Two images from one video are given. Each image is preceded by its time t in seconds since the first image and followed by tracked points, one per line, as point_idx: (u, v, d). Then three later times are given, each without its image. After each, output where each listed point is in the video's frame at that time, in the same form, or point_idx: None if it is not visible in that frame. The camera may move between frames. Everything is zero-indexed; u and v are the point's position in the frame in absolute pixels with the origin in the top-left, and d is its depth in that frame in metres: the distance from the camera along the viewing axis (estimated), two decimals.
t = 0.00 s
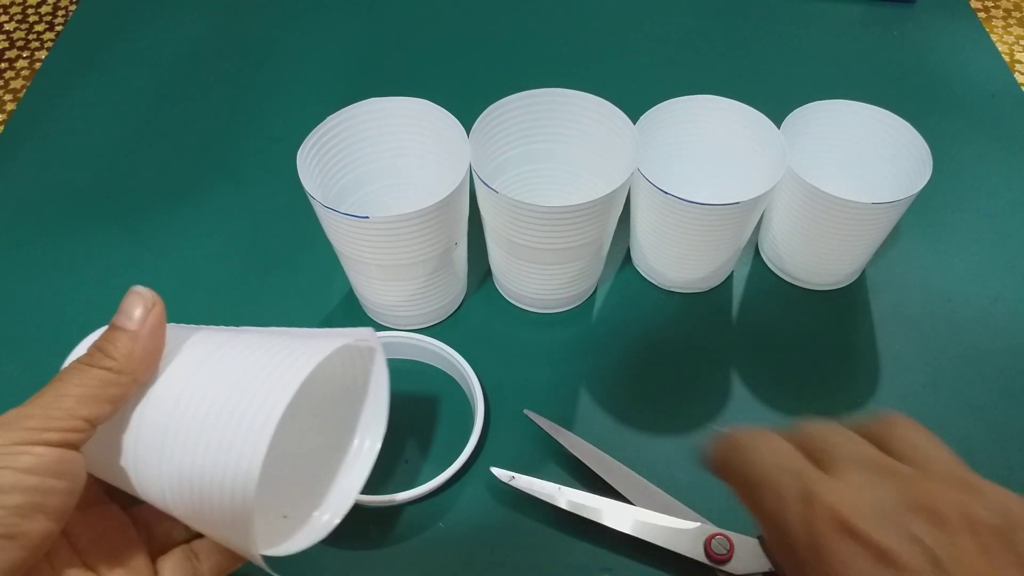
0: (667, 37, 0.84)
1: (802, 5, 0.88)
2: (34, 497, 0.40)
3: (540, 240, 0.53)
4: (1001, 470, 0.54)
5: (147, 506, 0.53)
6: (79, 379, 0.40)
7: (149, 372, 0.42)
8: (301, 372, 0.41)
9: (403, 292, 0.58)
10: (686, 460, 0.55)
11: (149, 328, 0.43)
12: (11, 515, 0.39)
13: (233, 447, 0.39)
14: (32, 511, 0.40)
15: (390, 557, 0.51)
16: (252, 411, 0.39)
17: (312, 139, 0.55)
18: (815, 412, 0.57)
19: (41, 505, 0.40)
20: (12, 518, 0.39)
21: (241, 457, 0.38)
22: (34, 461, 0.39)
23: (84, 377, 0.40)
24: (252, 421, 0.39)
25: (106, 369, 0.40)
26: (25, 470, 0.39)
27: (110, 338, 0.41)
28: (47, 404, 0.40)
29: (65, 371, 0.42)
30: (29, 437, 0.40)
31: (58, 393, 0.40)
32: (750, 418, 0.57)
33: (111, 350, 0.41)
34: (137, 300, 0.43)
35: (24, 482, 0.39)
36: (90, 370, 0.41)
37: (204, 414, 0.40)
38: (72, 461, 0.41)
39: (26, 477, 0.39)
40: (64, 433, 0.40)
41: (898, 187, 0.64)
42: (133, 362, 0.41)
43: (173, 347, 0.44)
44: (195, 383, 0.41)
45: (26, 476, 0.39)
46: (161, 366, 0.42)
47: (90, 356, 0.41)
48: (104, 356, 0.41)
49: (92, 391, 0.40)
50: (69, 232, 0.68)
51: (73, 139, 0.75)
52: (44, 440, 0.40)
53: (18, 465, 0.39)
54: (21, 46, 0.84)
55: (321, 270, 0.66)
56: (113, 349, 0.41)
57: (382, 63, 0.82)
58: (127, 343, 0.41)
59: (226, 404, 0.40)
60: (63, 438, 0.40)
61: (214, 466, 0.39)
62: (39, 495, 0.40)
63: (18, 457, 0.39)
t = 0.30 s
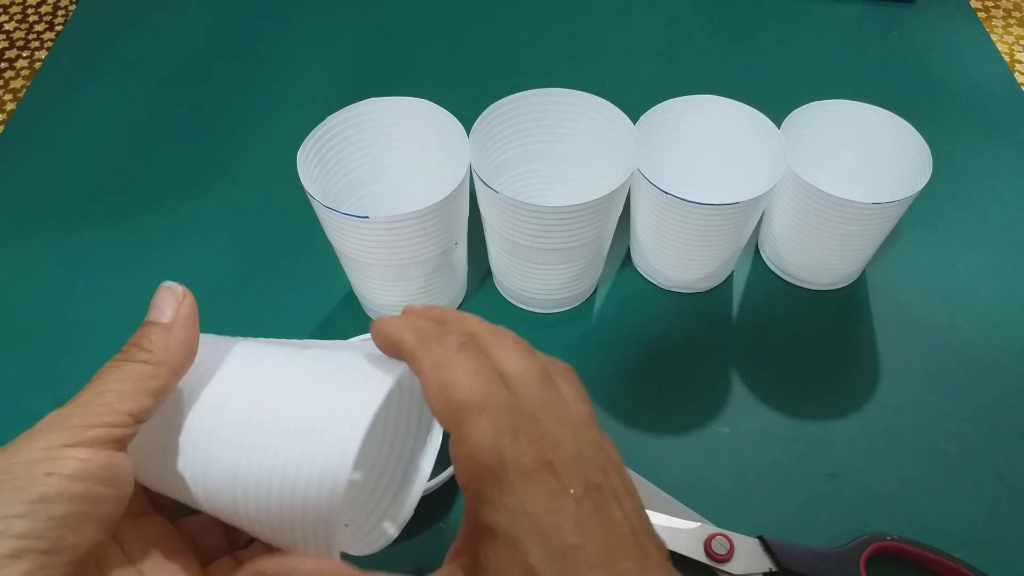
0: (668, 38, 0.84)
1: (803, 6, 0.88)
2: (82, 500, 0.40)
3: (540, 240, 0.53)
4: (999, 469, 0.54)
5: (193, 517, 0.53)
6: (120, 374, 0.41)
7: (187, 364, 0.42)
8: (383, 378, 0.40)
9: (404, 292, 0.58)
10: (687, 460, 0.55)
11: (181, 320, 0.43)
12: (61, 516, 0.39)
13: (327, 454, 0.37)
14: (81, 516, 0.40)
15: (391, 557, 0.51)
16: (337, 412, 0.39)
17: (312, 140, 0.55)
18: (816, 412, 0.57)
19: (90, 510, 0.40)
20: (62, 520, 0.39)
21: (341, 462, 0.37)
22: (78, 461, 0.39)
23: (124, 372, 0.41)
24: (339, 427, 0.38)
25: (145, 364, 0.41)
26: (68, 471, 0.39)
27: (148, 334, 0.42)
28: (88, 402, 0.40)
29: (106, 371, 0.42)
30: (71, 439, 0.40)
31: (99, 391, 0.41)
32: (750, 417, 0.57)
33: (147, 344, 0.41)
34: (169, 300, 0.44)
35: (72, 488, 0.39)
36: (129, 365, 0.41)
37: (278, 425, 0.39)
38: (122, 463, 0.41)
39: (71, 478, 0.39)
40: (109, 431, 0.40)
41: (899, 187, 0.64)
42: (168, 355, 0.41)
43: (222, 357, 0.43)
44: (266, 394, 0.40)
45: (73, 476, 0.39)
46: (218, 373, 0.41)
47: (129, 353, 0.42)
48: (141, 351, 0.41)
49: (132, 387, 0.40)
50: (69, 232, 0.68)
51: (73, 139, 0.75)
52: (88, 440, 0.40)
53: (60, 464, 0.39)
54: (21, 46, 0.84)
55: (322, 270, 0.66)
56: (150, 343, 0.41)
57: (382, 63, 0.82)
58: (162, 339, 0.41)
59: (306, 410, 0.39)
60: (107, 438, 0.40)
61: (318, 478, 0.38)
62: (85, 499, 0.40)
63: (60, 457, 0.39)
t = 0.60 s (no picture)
0: (667, 37, 0.84)
1: (803, 6, 0.88)
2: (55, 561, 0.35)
3: (540, 240, 0.53)
4: (998, 469, 0.54)
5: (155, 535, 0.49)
6: (128, 420, 0.36)
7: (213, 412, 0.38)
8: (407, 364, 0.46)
9: (404, 292, 0.58)
10: (686, 460, 0.55)
11: (224, 368, 0.38)
12: None
13: (382, 418, 0.40)
14: None
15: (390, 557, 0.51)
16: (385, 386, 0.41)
17: (312, 139, 0.55)
18: (816, 412, 0.57)
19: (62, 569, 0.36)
20: None
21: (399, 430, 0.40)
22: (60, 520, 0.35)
23: (132, 416, 0.36)
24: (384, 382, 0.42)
25: (166, 411, 0.36)
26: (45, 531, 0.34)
27: (169, 372, 0.37)
28: (82, 450, 0.35)
29: (110, 403, 0.37)
30: (62, 495, 0.34)
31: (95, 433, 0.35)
32: (750, 417, 0.57)
33: (170, 385, 0.36)
34: (216, 333, 0.38)
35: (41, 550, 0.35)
36: (140, 408, 0.36)
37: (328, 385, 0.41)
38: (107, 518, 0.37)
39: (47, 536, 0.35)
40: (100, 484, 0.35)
41: (900, 186, 0.64)
42: (196, 405, 0.37)
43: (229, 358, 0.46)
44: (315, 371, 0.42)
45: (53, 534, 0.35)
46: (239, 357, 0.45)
47: (142, 392, 0.36)
48: (161, 394, 0.36)
49: (142, 434, 0.36)
50: (69, 232, 0.68)
51: (73, 139, 0.75)
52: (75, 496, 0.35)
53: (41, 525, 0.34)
54: (21, 46, 0.85)
55: (321, 270, 0.66)
56: (173, 386, 0.36)
57: (383, 62, 0.82)
58: (191, 383, 0.37)
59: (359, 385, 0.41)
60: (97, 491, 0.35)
61: (376, 441, 0.40)
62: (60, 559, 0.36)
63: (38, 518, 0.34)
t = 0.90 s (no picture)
0: (667, 37, 0.84)
1: (803, 6, 0.88)
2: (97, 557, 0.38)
3: (540, 240, 0.53)
4: (998, 469, 0.54)
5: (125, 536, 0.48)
6: (187, 484, 0.35)
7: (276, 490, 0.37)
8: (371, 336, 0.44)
9: (404, 292, 0.58)
10: (687, 460, 0.55)
11: (300, 462, 0.35)
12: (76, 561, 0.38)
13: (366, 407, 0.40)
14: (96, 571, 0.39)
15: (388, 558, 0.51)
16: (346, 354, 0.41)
17: (312, 139, 0.55)
18: (816, 412, 0.57)
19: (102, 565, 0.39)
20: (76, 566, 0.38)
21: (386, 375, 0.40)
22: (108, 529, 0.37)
23: (193, 483, 0.35)
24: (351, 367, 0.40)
25: (226, 485, 0.35)
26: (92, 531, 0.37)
27: (240, 447, 0.35)
28: (143, 487, 0.36)
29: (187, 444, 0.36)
30: (116, 511, 0.36)
31: (157, 479, 0.36)
32: (750, 418, 0.57)
33: (239, 465, 0.35)
34: (300, 423, 0.36)
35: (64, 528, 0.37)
36: (202, 478, 0.35)
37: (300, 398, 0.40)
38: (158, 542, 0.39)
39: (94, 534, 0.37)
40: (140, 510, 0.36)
41: (900, 186, 0.64)
42: (258, 484, 0.36)
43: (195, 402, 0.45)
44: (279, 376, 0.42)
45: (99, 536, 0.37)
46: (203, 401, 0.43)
47: (207, 458, 0.35)
48: (229, 473, 0.35)
49: (200, 500, 0.36)
50: (69, 233, 0.68)
51: (73, 139, 0.75)
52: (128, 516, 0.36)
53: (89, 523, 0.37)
54: (21, 46, 0.85)
55: (321, 270, 0.66)
56: (240, 467, 0.35)
57: (382, 62, 0.82)
58: (258, 463, 0.35)
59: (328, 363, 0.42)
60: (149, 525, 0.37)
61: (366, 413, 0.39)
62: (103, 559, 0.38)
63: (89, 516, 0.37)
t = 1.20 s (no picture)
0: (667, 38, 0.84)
1: (803, 5, 0.88)
2: (63, 521, 0.37)
3: (541, 240, 0.53)
4: (998, 470, 0.54)
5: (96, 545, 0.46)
6: (163, 419, 0.36)
7: (255, 428, 0.37)
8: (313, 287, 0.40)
9: (403, 292, 0.58)
10: (687, 460, 0.55)
11: (271, 392, 0.36)
12: (39, 527, 0.37)
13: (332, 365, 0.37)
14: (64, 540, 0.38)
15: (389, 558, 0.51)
16: (268, 306, 0.39)
17: (312, 139, 0.54)
18: (816, 412, 0.57)
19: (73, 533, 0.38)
20: (41, 534, 0.37)
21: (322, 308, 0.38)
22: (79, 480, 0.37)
23: (169, 419, 0.36)
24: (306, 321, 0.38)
25: (203, 421, 0.36)
26: (62, 483, 0.36)
27: (212, 383, 0.36)
28: (117, 424, 0.36)
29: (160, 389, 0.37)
30: (86, 453, 0.36)
31: (131, 418, 0.36)
32: (750, 417, 0.57)
33: (212, 398, 0.36)
34: (265, 355, 0.37)
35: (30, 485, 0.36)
36: (178, 413, 0.36)
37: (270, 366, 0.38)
38: (134, 501, 0.38)
39: (63, 489, 0.37)
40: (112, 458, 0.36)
41: (900, 186, 0.64)
42: (231, 421, 0.36)
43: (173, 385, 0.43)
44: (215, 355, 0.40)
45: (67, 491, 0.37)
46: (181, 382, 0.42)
47: (182, 397, 0.36)
48: (204, 408, 0.36)
49: (177, 440, 0.36)
50: (68, 233, 0.68)
51: (73, 139, 0.75)
52: (98, 458, 0.36)
53: (54, 477, 0.36)
54: (21, 45, 0.85)
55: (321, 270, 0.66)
56: (213, 401, 0.36)
57: (382, 62, 0.82)
58: (230, 399, 0.36)
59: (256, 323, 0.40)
60: (125, 470, 0.36)
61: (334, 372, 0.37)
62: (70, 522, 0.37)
63: (55, 467, 0.36)
